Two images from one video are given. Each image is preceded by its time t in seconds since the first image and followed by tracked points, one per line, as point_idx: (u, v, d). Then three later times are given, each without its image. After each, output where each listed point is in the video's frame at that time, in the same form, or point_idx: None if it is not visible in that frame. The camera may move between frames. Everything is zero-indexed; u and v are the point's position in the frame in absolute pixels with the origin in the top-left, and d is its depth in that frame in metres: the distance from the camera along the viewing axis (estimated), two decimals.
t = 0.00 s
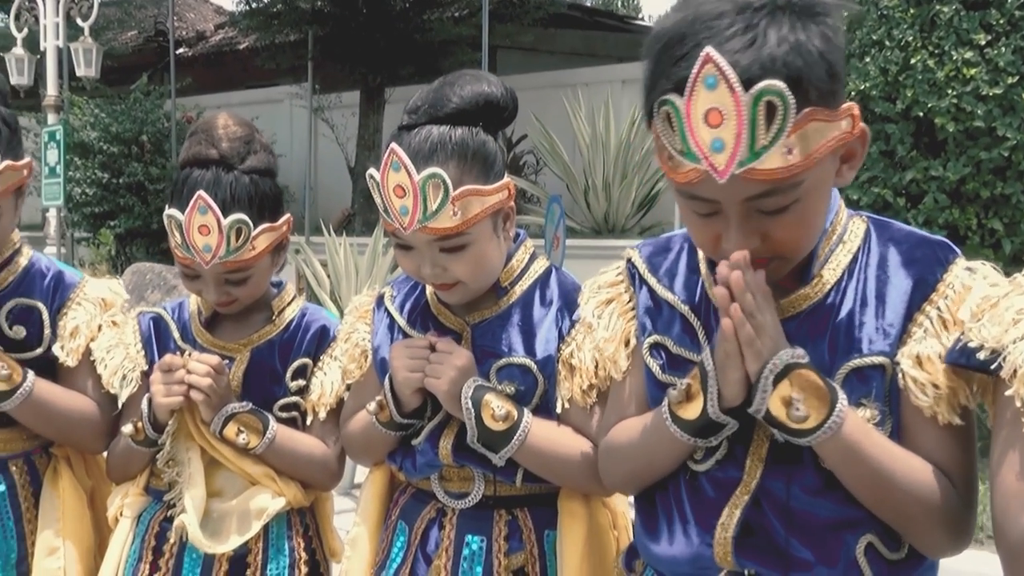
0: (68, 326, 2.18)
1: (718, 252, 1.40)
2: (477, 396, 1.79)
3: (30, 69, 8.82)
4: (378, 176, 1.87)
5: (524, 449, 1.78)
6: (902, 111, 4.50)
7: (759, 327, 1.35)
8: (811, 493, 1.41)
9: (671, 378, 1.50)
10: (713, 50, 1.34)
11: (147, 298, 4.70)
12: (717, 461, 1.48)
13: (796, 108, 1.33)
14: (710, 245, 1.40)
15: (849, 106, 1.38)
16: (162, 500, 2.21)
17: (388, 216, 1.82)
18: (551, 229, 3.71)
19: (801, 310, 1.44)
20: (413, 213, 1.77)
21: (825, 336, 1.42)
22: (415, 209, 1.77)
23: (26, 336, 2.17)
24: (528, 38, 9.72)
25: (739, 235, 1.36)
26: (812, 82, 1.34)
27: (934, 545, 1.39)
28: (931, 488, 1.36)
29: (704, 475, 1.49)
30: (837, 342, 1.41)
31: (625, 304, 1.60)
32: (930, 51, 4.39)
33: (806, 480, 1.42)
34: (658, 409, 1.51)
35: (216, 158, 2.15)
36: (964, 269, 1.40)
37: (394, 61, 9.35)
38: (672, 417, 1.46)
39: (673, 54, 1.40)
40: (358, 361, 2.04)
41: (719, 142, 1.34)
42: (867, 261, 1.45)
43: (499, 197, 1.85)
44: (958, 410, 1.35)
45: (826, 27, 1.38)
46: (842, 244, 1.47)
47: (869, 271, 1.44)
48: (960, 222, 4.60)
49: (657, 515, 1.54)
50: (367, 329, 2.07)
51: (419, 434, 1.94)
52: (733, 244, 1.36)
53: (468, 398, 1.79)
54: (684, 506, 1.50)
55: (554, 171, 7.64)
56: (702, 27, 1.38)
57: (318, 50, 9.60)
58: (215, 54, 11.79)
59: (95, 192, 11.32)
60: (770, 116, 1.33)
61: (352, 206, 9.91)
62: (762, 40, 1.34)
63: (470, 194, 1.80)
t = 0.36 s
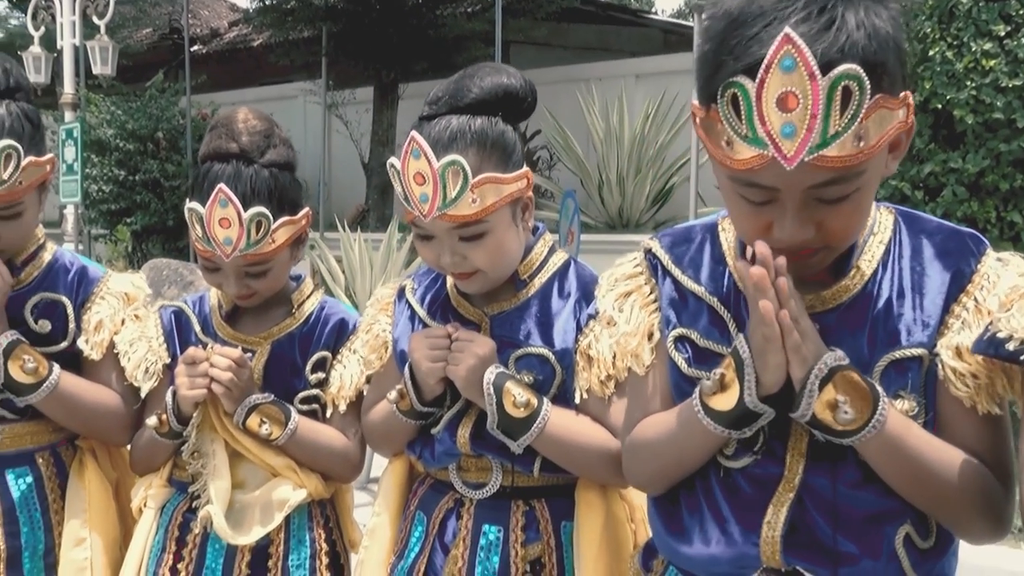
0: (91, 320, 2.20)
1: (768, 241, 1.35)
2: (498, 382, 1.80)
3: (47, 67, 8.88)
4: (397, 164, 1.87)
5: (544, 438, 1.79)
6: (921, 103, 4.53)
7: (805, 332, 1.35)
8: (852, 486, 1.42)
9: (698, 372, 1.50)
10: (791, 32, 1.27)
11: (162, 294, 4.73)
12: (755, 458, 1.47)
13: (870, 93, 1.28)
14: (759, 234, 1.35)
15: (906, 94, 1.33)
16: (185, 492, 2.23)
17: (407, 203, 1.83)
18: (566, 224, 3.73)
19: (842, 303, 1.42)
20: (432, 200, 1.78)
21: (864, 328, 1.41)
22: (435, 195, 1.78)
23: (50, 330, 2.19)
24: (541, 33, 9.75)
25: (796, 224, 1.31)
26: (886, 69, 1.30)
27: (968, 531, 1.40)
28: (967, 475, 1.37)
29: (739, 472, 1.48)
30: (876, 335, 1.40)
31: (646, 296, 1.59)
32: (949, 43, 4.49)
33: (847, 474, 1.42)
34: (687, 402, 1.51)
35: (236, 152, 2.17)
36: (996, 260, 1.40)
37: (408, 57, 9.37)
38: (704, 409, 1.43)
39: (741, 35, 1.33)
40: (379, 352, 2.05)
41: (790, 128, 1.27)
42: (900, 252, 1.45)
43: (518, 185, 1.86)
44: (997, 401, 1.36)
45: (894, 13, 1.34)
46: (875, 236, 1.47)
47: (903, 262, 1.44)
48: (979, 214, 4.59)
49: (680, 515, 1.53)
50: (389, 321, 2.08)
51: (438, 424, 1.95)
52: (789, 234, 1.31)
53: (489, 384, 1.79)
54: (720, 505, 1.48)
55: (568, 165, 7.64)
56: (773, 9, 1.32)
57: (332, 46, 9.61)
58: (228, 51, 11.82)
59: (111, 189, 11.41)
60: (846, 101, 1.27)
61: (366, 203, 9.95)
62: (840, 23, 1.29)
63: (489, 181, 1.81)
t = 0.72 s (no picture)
0: (112, 314, 2.23)
1: (785, 233, 1.35)
2: (510, 371, 1.81)
3: (65, 65, 8.96)
4: (416, 157, 1.89)
5: (554, 428, 1.80)
6: (941, 95, 4.74)
7: (824, 335, 1.35)
8: (873, 481, 1.42)
9: (717, 367, 1.51)
10: (807, 23, 1.28)
11: (180, 289, 4.78)
12: (776, 453, 1.47)
13: (888, 84, 1.29)
14: (776, 226, 1.36)
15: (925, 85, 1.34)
16: (205, 484, 2.26)
17: (426, 195, 1.85)
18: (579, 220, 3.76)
19: (863, 299, 1.42)
20: (450, 192, 1.80)
21: (886, 325, 1.41)
22: (452, 188, 1.80)
23: (72, 324, 2.21)
24: (555, 27, 9.78)
25: (814, 217, 1.31)
26: (905, 57, 1.31)
27: (992, 527, 1.41)
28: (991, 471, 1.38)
29: (759, 468, 1.48)
30: (897, 332, 1.40)
31: (665, 291, 1.60)
32: (967, 34, 4.64)
33: (868, 469, 1.43)
34: (707, 398, 1.51)
35: (256, 147, 2.19)
36: (1018, 255, 1.41)
37: (422, 53, 9.40)
38: (724, 406, 1.44)
39: (757, 26, 1.33)
40: (401, 341, 2.09)
41: (807, 119, 1.28)
42: (922, 248, 1.45)
43: (536, 179, 1.87)
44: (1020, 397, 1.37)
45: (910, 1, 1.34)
46: (896, 230, 1.47)
47: (924, 257, 1.44)
48: (998, 207, 4.85)
49: (700, 513, 1.53)
50: (413, 311, 2.11)
51: (454, 413, 1.97)
52: (807, 226, 1.32)
53: (502, 372, 1.81)
54: (740, 501, 1.48)
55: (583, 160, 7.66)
56: None
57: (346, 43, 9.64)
58: (243, 48, 11.89)
59: (129, 185, 11.53)
60: (863, 91, 1.27)
61: (382, 199, 10.02)
62: (857, 12, 1.29)
63: (506, 174, 1.82)
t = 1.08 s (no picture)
0: (138, 307, 2.26)
1: (802, 227, 1.35)
2: (527, 366, 1.83)
3: (89, 62, 9.04)
4: (435, 154, 1.91)
5: (570, 422, 1.81)
6: (965, 90, 4.75)
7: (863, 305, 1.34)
8: (887, 475, 1.42)
9: (734, 360, 1.52)
10: (821, 13, 1.28)
11: (203, 284, 4.83)
12: (785, 447, 1.48)
13: (904, 74, 1.29)
14: (793, 220, 1.36)
15: (942, 77, 1.34)
16: (229, 475, 2.29)
17: (446, 192, 1.87)
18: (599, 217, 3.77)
19: (880, 290, 1.43)
20: (468, 190, 1.82)
21: (905, 314, 1.41)
22: (471, 186, 1.82)
23: (99, 316, 2.25)
24: (575, 23, 9.77)
25: (831, 209, 1.31)
26: (920, 46, 1.31)
27: (1008, 524, 1.41)
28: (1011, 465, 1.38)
29: (772, 459, 1.49)
30: (916, 323, 1.40)
31: (682, 284, 1.60)
32: (993, 29, 4.63)
33: (882, 462, 1.42)
34: (724, 392, 1.52)
35: (280, 142, 2.21)
36: None
37: (442, 49, 9.42)
38: (746, 403, 1.44)
39: (771, 18, 1.33)
40: (424, 335, 2.11)
41: (822, 109, 1.28)
42: (941, 239, 1.45)
43: (554, 177, 1.88)
44: None
45: None
46: (914, 224, 1.47)
47: (943, 248, 1.44)
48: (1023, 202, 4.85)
49: (713, 500, 1.54)
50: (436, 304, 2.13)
51: (473, 406, 1.99)
52: (825, 218, 1.32)
53: (519, 366, 1.83)
54: (752, 493, 1.49)
55: (602, 156, 7.66)
56: None
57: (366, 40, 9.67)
58: (264, 45, 11.95)
59: (152, 181, 11.64)
60: (879, 81, 1.28)
61: (401, 195, 10.07)
62: (871, 3, 1.30)
63: (525, 172, 1.83)
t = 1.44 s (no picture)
0: (167, 300, 2.30)
1: (812, 232, 1.37)
2: (552, 361, 1.85)
3: (117, 60, 9.13)
4: (459, 151, 1.93)
5: (594, 418, 1.83)
6: (992, 85, 4.75)
7: (857, 307, 1.36)
8: (890, 473, 1.42)
9: (752, 355, 1.53)
10: (814, 26, 1.29)
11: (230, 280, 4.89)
12: (796, 442, 1.49)
13: (902, 82, 1.29)
14: (803, 226, 1.37)
15: (952, 79, 1.34)
16: (255, 467, 2.33)
17: (468, 189, 1.89)
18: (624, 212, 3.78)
19: (892, 289, 1.45)
20: (491, 187, 1.83)
21: (915, 312, 1.43)
22: (493, 183, 1.83)
23: (130, 309, 2.30)
24: (598, 19, 9.77)
25: (838, 216, 1.33)
26: (917, 53, 1.30)
27: None
28: None
29: (783, 453, 1.51)
30: (927, 320, 1.42)
31: (703, 279, 1.62)
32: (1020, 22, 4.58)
33: (885, 460, 1.43)
34: (738, 388, 1.54)
35: (307, 140, 2.24)
36: None
37: (466, 46, 9.45)
38: (752, 399, 1.48)
39: (770, 29, 1.35)
40: (443, 332, 2.14)
41: (820, 121, 1.29)
42: (962, 237, 1.46)
43: (576, 173, 1.90)
44: None
45: None
46: (935, 222, 1.47)
47: (963, 247, 1.45)
48: None
49: (731, 489, 1.57)
50: (455, 302, 2.16)
51: (495, 402, 2.01)
52: (831, 225, 1.34)
53: (543, 362, 1.85)
54: (760, 482, 1.52)
55: (624, 153, 7.66)
56: (799, 2, 1.33)
57: (389, 37, 9.70)
58: (289, 42, 12.03)
59: (179, 178, 11.76)
60: (875, 91, 1.28)
61: (423, 191, 10.12)
62: (866, 12, 1.30)
63: (549, 169, 1.85)
